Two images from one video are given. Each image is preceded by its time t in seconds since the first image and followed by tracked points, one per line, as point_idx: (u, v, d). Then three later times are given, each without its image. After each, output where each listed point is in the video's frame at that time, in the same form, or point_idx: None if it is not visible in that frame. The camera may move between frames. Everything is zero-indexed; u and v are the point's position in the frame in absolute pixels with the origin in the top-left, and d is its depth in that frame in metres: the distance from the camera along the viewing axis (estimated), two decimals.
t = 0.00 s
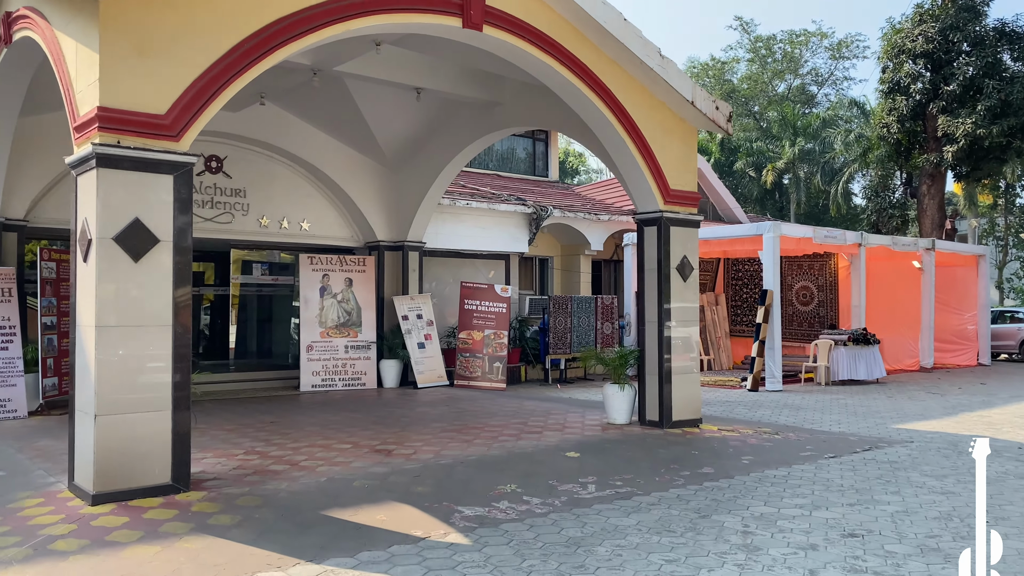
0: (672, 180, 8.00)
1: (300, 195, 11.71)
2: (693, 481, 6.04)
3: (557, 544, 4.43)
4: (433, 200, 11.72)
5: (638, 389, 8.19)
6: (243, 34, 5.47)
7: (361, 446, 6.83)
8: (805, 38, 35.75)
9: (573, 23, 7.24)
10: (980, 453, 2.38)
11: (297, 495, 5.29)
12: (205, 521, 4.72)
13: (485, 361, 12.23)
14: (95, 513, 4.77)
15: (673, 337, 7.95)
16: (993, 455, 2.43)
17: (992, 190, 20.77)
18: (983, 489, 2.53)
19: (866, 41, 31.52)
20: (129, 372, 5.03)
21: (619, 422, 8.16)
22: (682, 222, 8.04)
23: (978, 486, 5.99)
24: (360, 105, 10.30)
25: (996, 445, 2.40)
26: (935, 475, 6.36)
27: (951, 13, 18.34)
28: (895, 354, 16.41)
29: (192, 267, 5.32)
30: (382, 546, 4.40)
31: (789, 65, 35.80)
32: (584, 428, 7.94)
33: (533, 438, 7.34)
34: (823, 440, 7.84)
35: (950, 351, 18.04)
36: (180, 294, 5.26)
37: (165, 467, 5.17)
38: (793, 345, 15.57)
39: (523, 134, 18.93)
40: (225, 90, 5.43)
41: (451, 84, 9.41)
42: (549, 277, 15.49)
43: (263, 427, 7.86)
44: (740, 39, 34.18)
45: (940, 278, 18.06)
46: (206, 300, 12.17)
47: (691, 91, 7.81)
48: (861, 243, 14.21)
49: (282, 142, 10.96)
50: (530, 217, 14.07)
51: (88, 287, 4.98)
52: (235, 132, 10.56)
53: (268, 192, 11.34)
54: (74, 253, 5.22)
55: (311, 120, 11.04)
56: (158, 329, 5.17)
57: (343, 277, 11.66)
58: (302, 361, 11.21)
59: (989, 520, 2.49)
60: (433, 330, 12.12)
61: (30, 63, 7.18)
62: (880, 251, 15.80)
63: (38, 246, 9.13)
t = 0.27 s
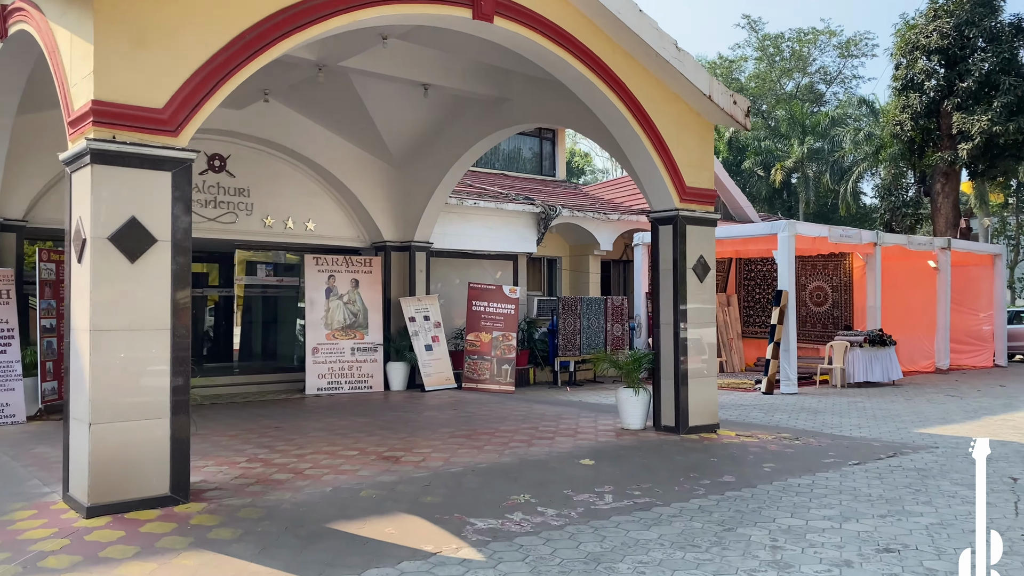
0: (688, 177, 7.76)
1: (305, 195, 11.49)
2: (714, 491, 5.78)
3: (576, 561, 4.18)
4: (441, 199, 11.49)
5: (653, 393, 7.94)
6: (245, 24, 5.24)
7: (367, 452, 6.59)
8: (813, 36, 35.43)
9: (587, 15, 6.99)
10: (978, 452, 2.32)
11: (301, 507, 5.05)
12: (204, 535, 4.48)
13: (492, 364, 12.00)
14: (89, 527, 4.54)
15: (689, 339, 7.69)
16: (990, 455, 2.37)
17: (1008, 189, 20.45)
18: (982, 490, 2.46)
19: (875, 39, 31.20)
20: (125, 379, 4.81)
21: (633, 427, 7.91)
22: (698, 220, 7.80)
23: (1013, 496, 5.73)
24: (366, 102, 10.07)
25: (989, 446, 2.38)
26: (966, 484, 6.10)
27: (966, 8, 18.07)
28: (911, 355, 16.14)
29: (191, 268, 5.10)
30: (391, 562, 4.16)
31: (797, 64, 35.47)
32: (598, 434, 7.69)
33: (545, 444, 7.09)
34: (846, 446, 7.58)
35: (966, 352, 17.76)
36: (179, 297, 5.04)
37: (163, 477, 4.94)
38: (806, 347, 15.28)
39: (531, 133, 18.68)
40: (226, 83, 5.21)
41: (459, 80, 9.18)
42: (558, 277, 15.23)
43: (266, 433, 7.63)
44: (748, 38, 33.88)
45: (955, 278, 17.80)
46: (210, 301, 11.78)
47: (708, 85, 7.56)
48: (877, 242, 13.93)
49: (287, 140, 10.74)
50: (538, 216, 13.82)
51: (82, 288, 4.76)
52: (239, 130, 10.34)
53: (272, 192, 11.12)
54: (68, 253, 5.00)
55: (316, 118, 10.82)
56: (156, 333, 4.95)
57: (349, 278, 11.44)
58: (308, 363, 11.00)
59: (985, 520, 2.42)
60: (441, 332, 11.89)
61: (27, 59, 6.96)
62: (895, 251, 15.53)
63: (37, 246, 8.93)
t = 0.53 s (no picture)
0: (712, 168, 7.49)
1: (317, 192, 11.27)
2: (746, 495, 5.52)
3: (606, 571, 3.93)
4: (455, 196, 11.25)
5: (677, 393, 7.68)
6: (251, 9, 5.02)
7: (383, 455, 6.36)
8: (828, 31, 34.97)
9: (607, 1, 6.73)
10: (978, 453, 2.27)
11: (313, 513, 4.82)
12: (212, 544, 4.26)
13: (508, 363, 11.74)
14: (92, 536, 4.33)
15: (715, 337, 7.45)
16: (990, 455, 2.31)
17: None
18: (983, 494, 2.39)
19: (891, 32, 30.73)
20: (128, 380, 4.59)
21: (656, 428, 7.66)
22: (723, 213, 7.53)
23: None
24: (378, 97, 9.84)
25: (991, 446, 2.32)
26: (1010, 486, 5.80)
27: None
28: (936, 352, 15.77)
29: (197, 264, 4.88)
30: (409, 573, 3.92)
31: (811, 60, 35.02)
32: (620, 435, 7.43)
33: (565, 446, 6.83)
34: (878, 446, 7.29)
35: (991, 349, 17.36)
36: (184, 295, 4.82)
37: (169, 483, 4.72)
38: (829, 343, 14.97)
39: (544, 130, 18.44)
40: (232, 71, 4.99)
41: (473, 72, 8.94)
42: (573, 275, 14.97)
43: (277, 435, 7.41)
44: (761, 34, 33.47)
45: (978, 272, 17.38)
46: (224, 303, 12.01)
47: (732, 73, 7.30)
48: (901, 237, 13.61)
49: (298, 137, 10.53)
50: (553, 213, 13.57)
51: (84, 286, 4.56)
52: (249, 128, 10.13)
53: (283, 190, 10.90)
54: (69, 250, 4.80)
55: (327, 114, 10.60)
56: (160, 332, 4.73)
57: (363, 277, 11.24)
58: (321, 363, 10.80)
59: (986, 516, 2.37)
60: (455, 331, 11.64)
61: (31, 54, 6.77)
62: (919, 246, 15.15)
63: (45, 247, 8.75)
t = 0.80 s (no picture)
0: (740, 163, 7.19)
1: (332, 194, 11.05)
2: (783, 507, 5.22)
3: None
4: (472, 196, 11.00)
5: (706, 398, 7.40)
6: None
7: (401, 466, 6.11)
8: (846, 27, 34.45)
9: None
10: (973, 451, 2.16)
11: (328, 530, 4.57)
12: (221, 565, 4.02)
13: (527, 367, 11.48)
14: (95, 556, 4.10)
15: (744, 336, 7.16)
16: (985, 453, 2.20)
17: None
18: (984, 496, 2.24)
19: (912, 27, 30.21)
20: (132, 390, 4.37)
21: (684, 435, 7.36)
22: (752, 209, 7.23)
23: None
24: (394, 95, 9.61)
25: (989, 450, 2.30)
26: None
27: None
28: (965, 351, 15.34)
29: (205, 268, 4.65)
30: None
31: (830, 56, 34.51)
32: (646, 443, 7.14)
33: (590, 454, 6.55)
34: (918, 453, 6.95)
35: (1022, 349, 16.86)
36: (192, 299, 4.59)
37: (177, 498, 4.49)
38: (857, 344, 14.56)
39: (561, 129, 18.17)
40: (241, 64, 4.75)
41: (491, 68, 8.69)
42: (593, 276, 14.68)
43: (292, 444, 7.17)
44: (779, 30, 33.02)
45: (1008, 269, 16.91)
46: (239, 306, 12.28)
47: (761, 64, 7.01)
48: (930, 234, 13.23)
49: (312, 137, 10.31)
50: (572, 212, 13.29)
51: (86, 291, 4.33)
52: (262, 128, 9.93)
53: (298, 191, 10.69)
54: (71, 253, 4.58)
55: (341, 113, 10.38)
56: (167, 339, 4.51)
57: (378, 280, 11.01)
58: (337, 368, 10.58)
59: (986, 520, 2.20)
60: (473, 335, 11.36)
61: (37, 54, 6.57)
62: (948, 243, 14.76)
63: (55, 251, 8.58)
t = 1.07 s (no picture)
0: (751, 161, 6.97)
1: (330, 191, 10.80)
2: (801, 517, 4.99)
3: None
4: (474, 193, 10.77)
5: (715, 403, 7.17)
6: None
7: (400, 471, 5.87)
8: (846, 30, 34.28)
9: None
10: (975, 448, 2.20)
11: (324, 540, 4.33)
12: None
13: (529, 368, 11.26)
14: (77, 568, 3.86)
15: (754, 337, 6.94)
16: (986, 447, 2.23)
17: None
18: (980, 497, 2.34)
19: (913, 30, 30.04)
20: (118, 392, 4.13)
21: (693, 440, 7.13)
22: (763, 208, 7.01)
23: None
24: (395, 89, 9.38)
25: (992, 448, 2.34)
26: None
27: None
28: (970, 355, 15.17)
29: (196, 264, 4.41)
30: None
31: (829, 59, 34.33)
32: (654, 448, 6.91)
33: (597, 460, 6.31)
34: (935, 460, 6.73)
35: None
36: (182, 296, 4.36)
37: (165, 507, 4.25)
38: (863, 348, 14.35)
39: (562, 129, 17.95)
40: (235, 50, 4.52)
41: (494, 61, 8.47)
42: (594, 276, 14.43)
43: (288, 448, 6.94)
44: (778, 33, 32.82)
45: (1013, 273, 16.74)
46: (236, 306, 12.11)
47: (774, 58, 6.80)
48: (936, 237, 13.01)
49: (309, 133, 10.07)
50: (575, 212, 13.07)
51: (69, 287, 4.10)
52: (259, 124, 9.69)
53: (295, 188, 10.45)
54: (55, 248, 4.33)
55: (340, 108, 10.14)
56: (155, 338, 4.27)
57: (378, 279, 10.77)
58: (335, 370, 10.35)
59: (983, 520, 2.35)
60: (474, 335, 11.11)
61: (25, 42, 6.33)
62: (954, 245, 14.57)
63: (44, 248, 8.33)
